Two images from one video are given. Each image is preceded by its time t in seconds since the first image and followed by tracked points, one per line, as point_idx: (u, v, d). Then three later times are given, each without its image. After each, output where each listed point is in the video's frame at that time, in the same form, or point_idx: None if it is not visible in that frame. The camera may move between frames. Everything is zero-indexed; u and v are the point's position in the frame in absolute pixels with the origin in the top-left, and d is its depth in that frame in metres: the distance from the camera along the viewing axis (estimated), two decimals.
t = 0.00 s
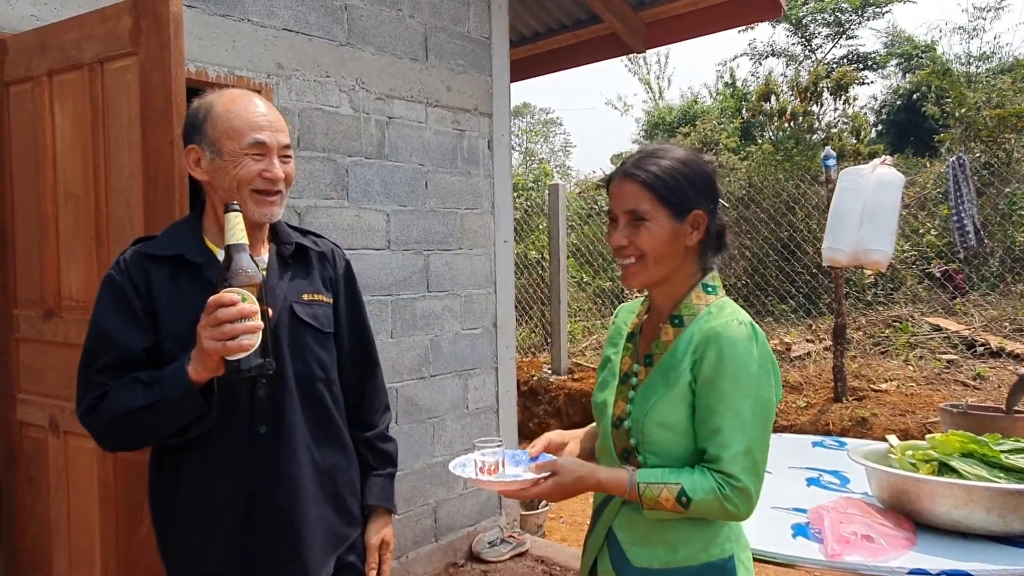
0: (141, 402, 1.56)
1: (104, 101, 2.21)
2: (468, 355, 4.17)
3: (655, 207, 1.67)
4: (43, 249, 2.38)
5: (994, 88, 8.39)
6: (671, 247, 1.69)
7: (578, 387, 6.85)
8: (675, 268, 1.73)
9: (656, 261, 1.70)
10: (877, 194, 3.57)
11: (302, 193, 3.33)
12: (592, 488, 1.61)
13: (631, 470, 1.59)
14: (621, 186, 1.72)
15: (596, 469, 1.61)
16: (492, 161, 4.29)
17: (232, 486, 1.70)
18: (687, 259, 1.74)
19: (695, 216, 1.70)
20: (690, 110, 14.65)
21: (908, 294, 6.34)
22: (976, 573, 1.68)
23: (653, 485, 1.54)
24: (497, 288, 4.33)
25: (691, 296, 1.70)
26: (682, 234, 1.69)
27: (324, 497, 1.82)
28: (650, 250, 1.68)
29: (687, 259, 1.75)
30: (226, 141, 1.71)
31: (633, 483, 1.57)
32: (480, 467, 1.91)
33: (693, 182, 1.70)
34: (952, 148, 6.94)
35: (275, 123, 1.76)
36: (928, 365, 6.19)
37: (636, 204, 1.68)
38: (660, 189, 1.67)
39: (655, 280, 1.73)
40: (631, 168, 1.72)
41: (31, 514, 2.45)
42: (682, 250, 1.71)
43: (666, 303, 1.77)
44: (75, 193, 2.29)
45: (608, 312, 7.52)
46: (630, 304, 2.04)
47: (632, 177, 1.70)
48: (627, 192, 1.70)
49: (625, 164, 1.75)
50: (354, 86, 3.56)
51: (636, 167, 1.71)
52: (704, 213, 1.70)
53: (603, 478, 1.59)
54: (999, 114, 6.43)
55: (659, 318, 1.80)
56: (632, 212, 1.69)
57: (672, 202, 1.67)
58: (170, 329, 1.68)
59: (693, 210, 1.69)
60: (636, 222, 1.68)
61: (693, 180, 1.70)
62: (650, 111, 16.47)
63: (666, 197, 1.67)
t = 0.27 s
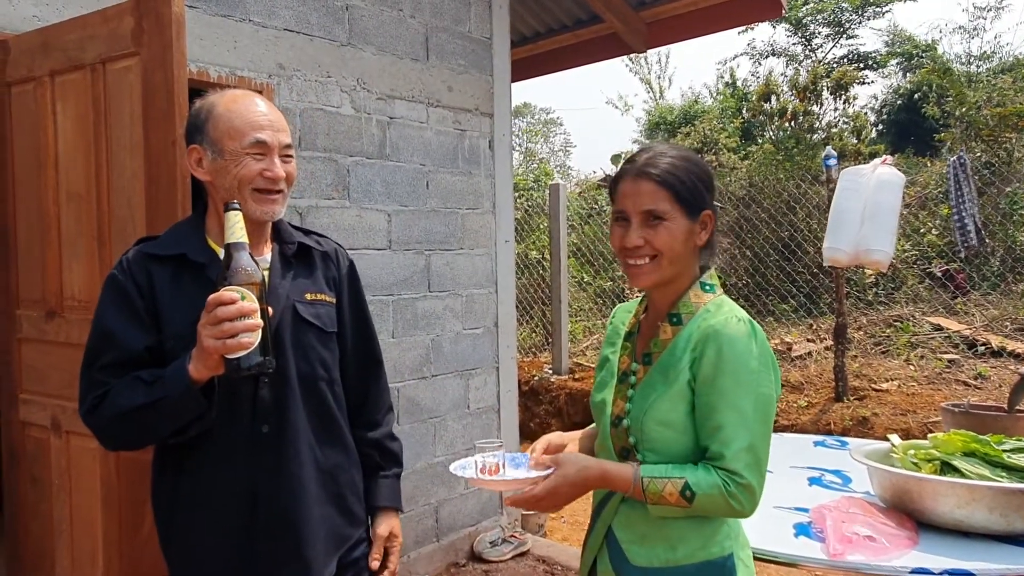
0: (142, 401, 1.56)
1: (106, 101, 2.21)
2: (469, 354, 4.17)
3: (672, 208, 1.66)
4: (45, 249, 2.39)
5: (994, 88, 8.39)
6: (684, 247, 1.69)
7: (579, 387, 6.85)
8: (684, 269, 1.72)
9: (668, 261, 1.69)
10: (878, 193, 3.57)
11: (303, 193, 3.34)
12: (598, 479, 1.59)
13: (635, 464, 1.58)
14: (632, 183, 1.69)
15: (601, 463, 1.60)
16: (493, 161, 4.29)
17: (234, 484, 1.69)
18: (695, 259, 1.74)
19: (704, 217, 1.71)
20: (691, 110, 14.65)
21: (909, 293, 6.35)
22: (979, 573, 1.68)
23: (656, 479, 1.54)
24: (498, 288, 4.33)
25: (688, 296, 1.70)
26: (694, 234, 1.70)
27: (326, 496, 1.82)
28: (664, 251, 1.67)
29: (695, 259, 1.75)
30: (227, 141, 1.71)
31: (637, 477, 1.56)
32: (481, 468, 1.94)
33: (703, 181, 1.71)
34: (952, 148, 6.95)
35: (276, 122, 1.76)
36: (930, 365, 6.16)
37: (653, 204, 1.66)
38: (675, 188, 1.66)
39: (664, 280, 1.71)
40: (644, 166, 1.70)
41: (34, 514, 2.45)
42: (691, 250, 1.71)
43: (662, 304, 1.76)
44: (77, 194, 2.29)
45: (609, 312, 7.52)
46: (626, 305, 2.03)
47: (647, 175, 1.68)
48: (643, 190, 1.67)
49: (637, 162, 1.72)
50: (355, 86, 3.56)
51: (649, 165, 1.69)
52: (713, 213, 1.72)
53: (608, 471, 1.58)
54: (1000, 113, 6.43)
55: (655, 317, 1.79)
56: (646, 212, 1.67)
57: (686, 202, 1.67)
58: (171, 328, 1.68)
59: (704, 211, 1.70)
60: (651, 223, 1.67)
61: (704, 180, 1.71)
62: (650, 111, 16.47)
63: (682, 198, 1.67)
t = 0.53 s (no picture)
0: (143, 401, 1.56)
1: (109, 102, 2.21)
2: (471, 354, 4.17)
3: (679, 210, 1.67)
4: (47, 250, 2.39)
5: (996, 87, 8.38)
6: (689, 248, 1.70)
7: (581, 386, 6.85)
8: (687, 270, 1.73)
9: (673, 262, 1.69)
10: (880, 192, 3.57)
11: (305, 193, 3.34)
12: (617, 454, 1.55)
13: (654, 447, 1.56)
14: (638, 185, 1.69)
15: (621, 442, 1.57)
16: (495, 161, 4.30)
17: (236, 483, 1.70)
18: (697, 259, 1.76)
19: (705, 218, 1.72)
20: (692, 110, 14.63)
21: (910, 293, 6.34)
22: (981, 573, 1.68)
23: (675, 463, 1.52)
24: (500, 288, 4.33)
25: (688, 293, 1.70)
26: (698, 235, 1.71)
27: (327, 495, 1.82)
28: (670, 252, 1.67)
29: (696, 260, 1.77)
30: (226, 142, 1.71)
31: (655, 462, 1.53)
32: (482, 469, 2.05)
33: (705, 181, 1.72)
34: (954, 147, 6.95)
35: (274, 123, 1.76)
36: (931, 364, 6.18)
37: (660, 205, 1.66)
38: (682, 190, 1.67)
39: (669, 282, 1.71)
40: (647, 168, 1.69)
41: (37, 514, 2.45)
42: (694, 251, 1.72)
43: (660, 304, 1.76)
44: (80, 194, 2.29)
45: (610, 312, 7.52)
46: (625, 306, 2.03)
47: (652, 177, 1.67)
48: (650, 192, 1.67)
49: (639, 165, 1.72)
50: (357, 86, 3.56)
51: (653, 166, 1.69)
52: (713, 215, 1.74)
53: (627, 459, 1.53)
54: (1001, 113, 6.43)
55: (652, 317, 1.79)
56: (653, 214, 1.67)
57: (690, 203, 1.68)
58: (172, 328, 1.68)
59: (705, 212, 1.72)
60: (657, 224, 1.67)
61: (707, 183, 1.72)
62: (651, 110, 16.47)
63: (688, 199, 1.68)
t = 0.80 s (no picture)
0: (143, 399, 1.57)
1: (113, 102, 2.22)
2: (473, 354, 4.18)
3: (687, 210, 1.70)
4: (51, 249, 2.40)
5: (997, 87, 8.39)
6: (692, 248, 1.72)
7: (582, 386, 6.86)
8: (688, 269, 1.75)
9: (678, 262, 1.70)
10: (881, 194, 3.58)
11: (306, 194, 3.35)
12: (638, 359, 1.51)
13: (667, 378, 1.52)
14: (643, 185, 1.68)
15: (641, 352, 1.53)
16: (496, 161, 4.31)
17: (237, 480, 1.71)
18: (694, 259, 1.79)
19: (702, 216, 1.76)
20: (693, 110, 14.63)
21: (912, 293, 6.33)
22: (981, 571, 1.69)
23: (685, 402, 1.49)
24: (501, 288, 4.34)
25: (686, 288, 1.70)
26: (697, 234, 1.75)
27: (327, 493, 1.83)
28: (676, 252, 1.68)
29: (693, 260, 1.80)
30: (224, 143, 1.72)
31: (670, 389, 1.50)
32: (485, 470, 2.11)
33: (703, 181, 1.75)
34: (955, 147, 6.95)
35: (273, 124, 1.77)
36: (932, 364, 6.19)
37: (670, 206, 1.68)
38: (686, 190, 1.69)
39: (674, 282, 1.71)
40: (652, 169, 1.69)
41: (41, 512, 2.46)
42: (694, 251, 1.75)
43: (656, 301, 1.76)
44: (84, 194, 2.30)
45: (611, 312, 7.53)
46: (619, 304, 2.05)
47: (660, 178, 1.68)
48: (659, 193, 1.67)
49: (643, 165, 1.71)
50: (359, 87, 3.57)
51: (658, 167, 1.70)
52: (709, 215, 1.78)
53: (643, 371, 1.50)
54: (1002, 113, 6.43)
55: (646, 314, 1.79)
56: (662, 215, 1.68)
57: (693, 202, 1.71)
58: (173, 327, 1.69)
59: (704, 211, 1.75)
60: (667, 225, 1.68)
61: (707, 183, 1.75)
62: (653, 110, 16.48)
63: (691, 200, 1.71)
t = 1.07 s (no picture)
0: (141, 395, 1.57)
1: (114, 101, 2.22)
2: (473, 352, 4.18)
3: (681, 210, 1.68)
4: (52, 247, 2.40)
5: (998, 87, 8.38)
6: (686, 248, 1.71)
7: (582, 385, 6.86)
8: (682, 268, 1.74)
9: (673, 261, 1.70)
10: (883, 192, 3.58)
11: (307, 192, 3.35)
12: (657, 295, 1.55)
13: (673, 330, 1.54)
14: (636, 185, 1.67)
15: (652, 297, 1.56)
16: (497, 160, 4.31)
17: (236, 477, 1.71)
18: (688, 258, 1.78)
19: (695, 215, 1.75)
20: (694, 109, 14.63)
21: (913, 292, 6.37)
22: (981, 569, 1.69)
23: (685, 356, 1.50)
24: (502, 287, 4.34)
25: (683, 282, 1.71)
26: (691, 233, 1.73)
27: (326, 491, 1.83)
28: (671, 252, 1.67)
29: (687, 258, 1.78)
30: (221, 141, 1.72)
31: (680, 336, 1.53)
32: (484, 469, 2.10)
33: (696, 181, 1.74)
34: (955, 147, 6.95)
35: (270, 122, 1.77)
36: (933, 364, 6.14)
37: (664, 206, 1.66)
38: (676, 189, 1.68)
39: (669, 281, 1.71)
40: (645, 169, 1.67)
41: (42, 510, 2.47)
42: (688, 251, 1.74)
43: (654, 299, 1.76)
44: (85, 192, 2.30)
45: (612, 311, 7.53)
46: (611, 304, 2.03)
47: (654, 178, 1.66)
48: (653, 193, 1.66)
49: (637, 166, 1.69)
50: (360, 85, 3.57)
51: (651, 166, 1.68)
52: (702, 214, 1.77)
53: (659, 311, 1.54)
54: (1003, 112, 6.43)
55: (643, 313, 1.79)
56: (656, 215, 1.66)
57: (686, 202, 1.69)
58: (173, 324, 1.69)
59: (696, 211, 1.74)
60: (661, 225, 1.66)
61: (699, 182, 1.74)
62: (653, 110, 16.48)
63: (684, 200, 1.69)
